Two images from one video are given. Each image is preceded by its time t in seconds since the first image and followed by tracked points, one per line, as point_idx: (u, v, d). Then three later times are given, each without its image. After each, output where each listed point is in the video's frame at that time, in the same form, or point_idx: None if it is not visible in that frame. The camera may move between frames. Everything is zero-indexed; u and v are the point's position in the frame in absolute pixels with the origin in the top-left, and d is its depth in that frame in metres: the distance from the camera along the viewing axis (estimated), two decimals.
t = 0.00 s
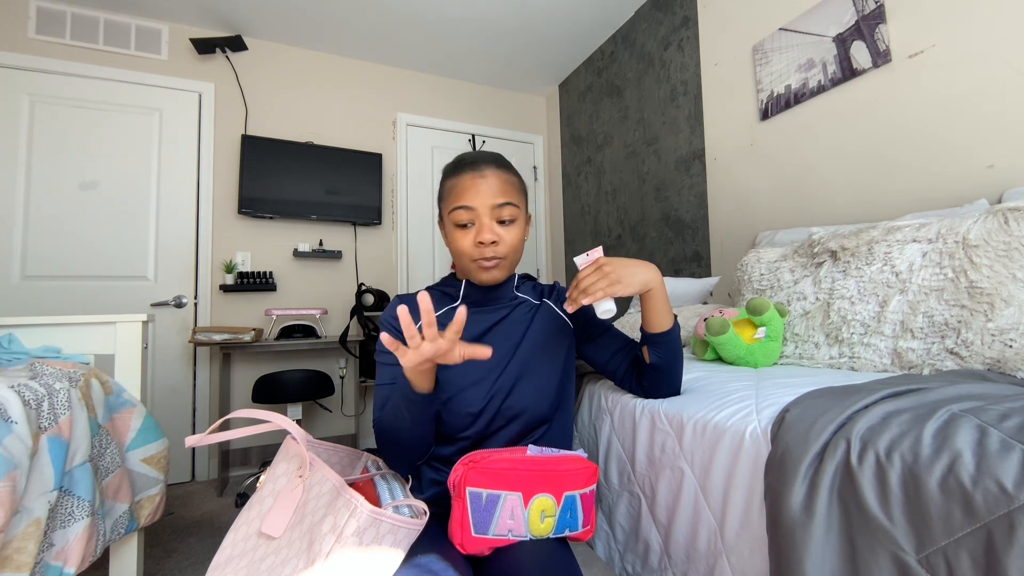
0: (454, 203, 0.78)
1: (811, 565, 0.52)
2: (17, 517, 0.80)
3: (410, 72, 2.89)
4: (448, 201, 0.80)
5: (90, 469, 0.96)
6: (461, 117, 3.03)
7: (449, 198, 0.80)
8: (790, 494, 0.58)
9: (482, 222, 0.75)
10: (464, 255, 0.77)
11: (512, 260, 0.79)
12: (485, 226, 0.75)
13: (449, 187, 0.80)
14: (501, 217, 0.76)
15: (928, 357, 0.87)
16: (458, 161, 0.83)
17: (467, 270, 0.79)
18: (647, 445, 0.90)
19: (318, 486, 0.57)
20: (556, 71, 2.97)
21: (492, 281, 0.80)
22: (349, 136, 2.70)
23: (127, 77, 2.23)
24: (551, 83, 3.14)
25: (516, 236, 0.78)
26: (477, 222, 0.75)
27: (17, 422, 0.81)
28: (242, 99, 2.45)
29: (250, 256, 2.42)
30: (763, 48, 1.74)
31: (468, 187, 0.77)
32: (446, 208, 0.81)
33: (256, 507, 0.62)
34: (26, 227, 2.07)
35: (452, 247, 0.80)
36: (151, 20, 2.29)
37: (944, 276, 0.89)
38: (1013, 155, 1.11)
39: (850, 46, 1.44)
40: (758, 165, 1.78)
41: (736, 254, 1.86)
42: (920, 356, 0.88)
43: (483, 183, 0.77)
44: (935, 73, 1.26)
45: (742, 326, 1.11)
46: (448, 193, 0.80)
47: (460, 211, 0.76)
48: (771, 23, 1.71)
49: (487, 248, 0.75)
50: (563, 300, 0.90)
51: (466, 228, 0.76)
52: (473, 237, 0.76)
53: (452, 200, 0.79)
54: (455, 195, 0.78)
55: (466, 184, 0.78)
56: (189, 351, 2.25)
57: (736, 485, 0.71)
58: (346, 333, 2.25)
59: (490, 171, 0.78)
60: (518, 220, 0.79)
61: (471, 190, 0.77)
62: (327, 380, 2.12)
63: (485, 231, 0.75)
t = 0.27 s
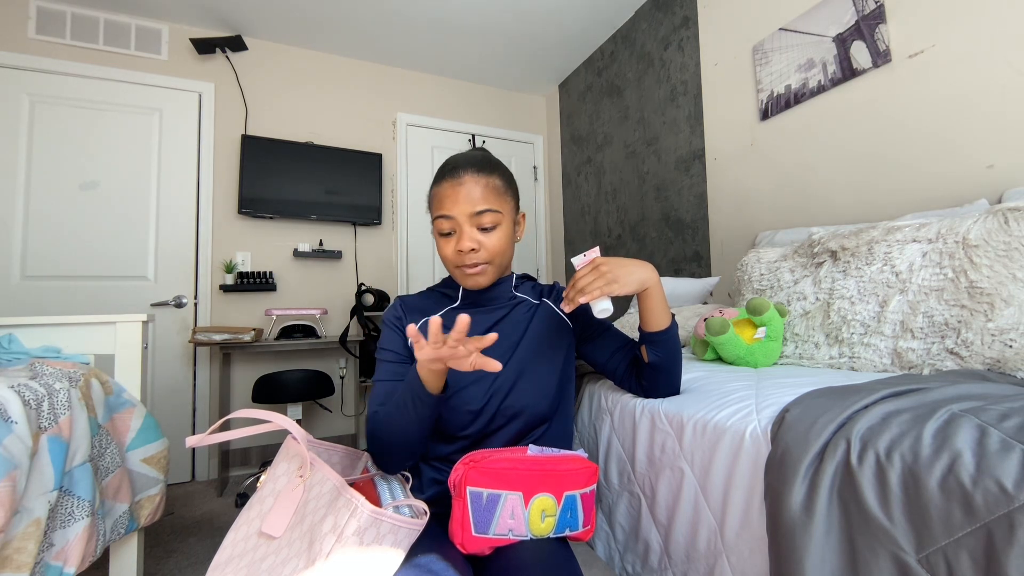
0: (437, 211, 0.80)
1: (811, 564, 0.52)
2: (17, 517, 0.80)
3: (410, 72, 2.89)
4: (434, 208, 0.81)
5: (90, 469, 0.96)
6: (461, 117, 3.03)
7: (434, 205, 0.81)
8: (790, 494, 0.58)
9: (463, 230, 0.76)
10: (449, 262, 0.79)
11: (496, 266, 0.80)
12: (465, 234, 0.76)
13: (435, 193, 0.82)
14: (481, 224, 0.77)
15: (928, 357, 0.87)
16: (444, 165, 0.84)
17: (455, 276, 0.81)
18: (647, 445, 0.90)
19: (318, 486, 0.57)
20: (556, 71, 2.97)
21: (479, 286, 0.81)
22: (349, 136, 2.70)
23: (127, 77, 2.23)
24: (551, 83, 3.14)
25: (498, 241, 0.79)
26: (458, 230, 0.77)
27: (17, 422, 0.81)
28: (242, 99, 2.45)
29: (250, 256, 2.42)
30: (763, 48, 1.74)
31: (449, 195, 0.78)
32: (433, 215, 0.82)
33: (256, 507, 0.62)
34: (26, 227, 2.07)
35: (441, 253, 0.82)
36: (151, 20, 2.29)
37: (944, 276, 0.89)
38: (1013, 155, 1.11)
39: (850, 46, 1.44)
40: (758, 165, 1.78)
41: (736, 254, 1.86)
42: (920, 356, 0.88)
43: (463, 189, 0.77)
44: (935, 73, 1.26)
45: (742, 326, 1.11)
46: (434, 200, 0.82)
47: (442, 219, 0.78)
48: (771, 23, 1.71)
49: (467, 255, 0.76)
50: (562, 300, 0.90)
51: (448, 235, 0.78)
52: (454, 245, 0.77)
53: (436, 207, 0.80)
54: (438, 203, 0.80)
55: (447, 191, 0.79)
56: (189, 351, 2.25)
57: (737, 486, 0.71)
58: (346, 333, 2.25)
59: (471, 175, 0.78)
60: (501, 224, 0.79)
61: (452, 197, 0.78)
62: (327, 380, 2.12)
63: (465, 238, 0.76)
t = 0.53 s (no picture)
0: (437, 211, 0.80)
1: (811, 564, 0.52)
2: (17, 517, 0.80)
3: (410, 72, 2.89)
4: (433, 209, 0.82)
5: (90, 469, 0.96)
6: (461, 117, 3.02)
7: (434, 205, 0.81)
8: (790, 494, 0.58)
9: (464, 230, 0.77)
10: (451, 262, 0.80)
11: (498, 265, 0.80)
12: (467, 234, 0.76)
13: (434, 193, 0.82)
14: (482, 224, 0.77)
15: (928, 357, 0.87)
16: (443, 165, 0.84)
17: (456, 276, 0.82)
18: (647, 445, 0.90)
19: (318, 486, 0.57)
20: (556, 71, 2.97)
21: (481, 285, 0.82)
22: (349, 136, 2.69)
23: (126, 78, 2.23)
24: (551, 83, 3.14)
25: (500, 240, 0.79)
26: (459, 231, 0.77)
27: (17, 422, 0.81)
28: (242, 99, 2.45)
29: (250, 256, 2.42)
30: (763, 48, 1.74)
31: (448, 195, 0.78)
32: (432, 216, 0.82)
33: (256, 507, 0.62)
34: (26, 227, 2.07)
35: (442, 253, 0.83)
36: (151, 20, 2.29)
37: (944, 276, 0.89)
38: (1013, 155, 1.11)
39: (850, 46, 1.44)
40: (758, 165, 1.77)
41: (736, 254, 1.86)
42: (920, 356, 0.88)
43: (463, 189, 0.77)
44: (935, 73, 1.25)
45: (742, 326, 1.11)
46: (434, 200, 0.82)
47: (442, 220, 0.78)
48: (771, 23, 1.71)
49: (469, 255, 0.77)
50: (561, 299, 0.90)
51: (449, 236, 0.78)
52: (456, 246, 0.78)
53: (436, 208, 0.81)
54: (438, 203, 0.80)
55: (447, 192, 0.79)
56: (189, 351, 2.25)
57: (737, 486, 0.71)
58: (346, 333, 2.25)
59: (470, 175, 0.78)
60: (502, 223, 0.79)
61: (452, 198, 0.78)
62: (327, 380, 2.12)
63: (467, 239, 0.76)
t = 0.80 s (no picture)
0: (440, 211, 0.80)
1: (811, 564, 0.52)
2: (17, 517, 0.80)
3: (410, 72, 2.89)
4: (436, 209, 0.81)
5: (91, 469, 0.96)
6: (461, 117, 3.02)
7: (436, 206, 0.81)
8: (790, 494, 0.58)
9: (466, 229, 0.76)
10: (452, 262, 0.79)
11: (499, 265, 0.79)
12: (468, 233, 0.76)
13: (437, 193, 0.82)
14: (484, 223, 0.77)
15: (928, 357, 0.87)
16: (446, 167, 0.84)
17: (458, 276, 0.81)
18: (647, 445, 0.90)
19: (318, 486, 0.57)
20: (556, 71, 2.97)
21: (483, 286, 0.81)
22: (348, 136, 2.70)
23: (126, 78, 2.23)
24: (551, 83, 3.14)
25: (502, 240, 0.79)
26: (461, 230, 0.77)
27: (17, 422, 0.81)
28: (242, 99, 2.45)
29: (250, 256, 2.42)
30: (763, 48, 1.74)
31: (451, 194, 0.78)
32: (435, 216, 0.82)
33: (256, 507, 0.62)
34: (26, 227, 2.07)
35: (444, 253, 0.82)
36: (151, 20, 2.29)
37: (944, 276, 0.89)
38: (1013, 155, 1.11)
39: (850, 46, 1.44)
40: (758, 165, 1.78)
41: (736, 254, 1.86)
42: (920, 356, 0.88)
43: (465, 189, 0.77)
44: (935, 73, 1.25)
45: (742, 326, 1.11)
46: (436, 200, 0.82)
47: (444, 219, 0.78)
48: (771, 23, 1.71)
49: (471, 254, 0.76)
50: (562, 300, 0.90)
51: (452, 235, 0.78)
52: (458, 245, 0.77)
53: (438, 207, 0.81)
54: (440, 203, 0.80)
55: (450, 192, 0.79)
56: (189, 351, 2.25)
57: (736, 486, 0.71)
58: (346, 333, 2.25)
59: (473, 175, 0.78)
60: (504, 222, 0.79)
61: (454, 197, 0.78)
62: (327, 380, 2.12)
63: (469, 238, 0.76)
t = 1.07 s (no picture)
0: (455, 197, 0.81)
1: (811, 564, 0.52)
2: (17, 517, 0.80)
3: (410, 72, 2.89)
4: (449, 197, 0.82)
5: (90, 469, 0.96)
6: (461, 117, 3.02)
7: (449, 195, 0.82)
8: (790, 494, 0.58)
9: (486, 213, 0.78)
10: (467, 246, 0.79)
11: (513, 252, 0.81)
12: (489, 216, 0.78)
13: (449, 185, 0.83)
14: (502, 209, 0.80)
15: (928, 357, 0.87)
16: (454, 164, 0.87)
17: (469, 263, 0.80)
18: (647, 445, 0.90)
19: (318, 486, 0.57)
20: (556, 71, 2.97)
21: (493, 274, 0.81)
22: (348, 136, 2.69)
23: (126, 78, 2.23)
24: (551, 83, 3.14)
25: (516, 229, 0.81)
26: (481, 214, 0.78)
27: (17, 422, 0.81)
28: (242, 99, 2.45)
29: (250, 256, 2.42)
30: (763, 48, 1.74)
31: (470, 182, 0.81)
32: (446, 205, 0.83)
33: (256, 507, 0.62)
34: (26, 227, 2.07)
35: (453, 241, 0.81)
36: (151, 21, 2.29)
37: (944, 276, 0.89)
38: (1013, 155, 1.11)
39: (850, 46, 1.44)
40: (758, 165, 1.78)
41: (736, 254, 1.86)
42: (920, 356, 0.88)
43: (484, 177, 0.80)
44: (936, 73, 1.25)
45: (742, 326, 1.11)
46: (448, 191, 0.83)
47: (464, 203, 0.79)
48: (771, 23, 1.71)
49: (489, 237, 0.77)
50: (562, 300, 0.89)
51: (469, 218, 0.79)
52: (476, 228, 0.78)
53: (453, 195, 0.82)
54: (456, 190, 0.81)
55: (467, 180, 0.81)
56: (189, 351, 2.25)
57: (736, 486, 0.71)
58: (346, 333, 2.25)
59: (489, 168, 0.82)
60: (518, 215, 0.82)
61: (473, 184, 0.80)
62: (327, 380, 2.12)
63: (489, 221, 0.78)
